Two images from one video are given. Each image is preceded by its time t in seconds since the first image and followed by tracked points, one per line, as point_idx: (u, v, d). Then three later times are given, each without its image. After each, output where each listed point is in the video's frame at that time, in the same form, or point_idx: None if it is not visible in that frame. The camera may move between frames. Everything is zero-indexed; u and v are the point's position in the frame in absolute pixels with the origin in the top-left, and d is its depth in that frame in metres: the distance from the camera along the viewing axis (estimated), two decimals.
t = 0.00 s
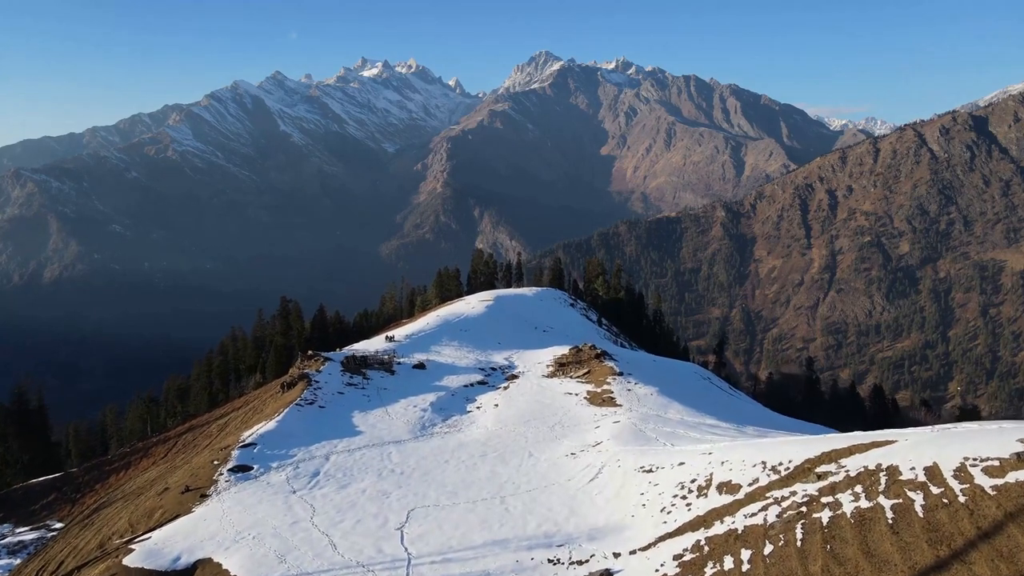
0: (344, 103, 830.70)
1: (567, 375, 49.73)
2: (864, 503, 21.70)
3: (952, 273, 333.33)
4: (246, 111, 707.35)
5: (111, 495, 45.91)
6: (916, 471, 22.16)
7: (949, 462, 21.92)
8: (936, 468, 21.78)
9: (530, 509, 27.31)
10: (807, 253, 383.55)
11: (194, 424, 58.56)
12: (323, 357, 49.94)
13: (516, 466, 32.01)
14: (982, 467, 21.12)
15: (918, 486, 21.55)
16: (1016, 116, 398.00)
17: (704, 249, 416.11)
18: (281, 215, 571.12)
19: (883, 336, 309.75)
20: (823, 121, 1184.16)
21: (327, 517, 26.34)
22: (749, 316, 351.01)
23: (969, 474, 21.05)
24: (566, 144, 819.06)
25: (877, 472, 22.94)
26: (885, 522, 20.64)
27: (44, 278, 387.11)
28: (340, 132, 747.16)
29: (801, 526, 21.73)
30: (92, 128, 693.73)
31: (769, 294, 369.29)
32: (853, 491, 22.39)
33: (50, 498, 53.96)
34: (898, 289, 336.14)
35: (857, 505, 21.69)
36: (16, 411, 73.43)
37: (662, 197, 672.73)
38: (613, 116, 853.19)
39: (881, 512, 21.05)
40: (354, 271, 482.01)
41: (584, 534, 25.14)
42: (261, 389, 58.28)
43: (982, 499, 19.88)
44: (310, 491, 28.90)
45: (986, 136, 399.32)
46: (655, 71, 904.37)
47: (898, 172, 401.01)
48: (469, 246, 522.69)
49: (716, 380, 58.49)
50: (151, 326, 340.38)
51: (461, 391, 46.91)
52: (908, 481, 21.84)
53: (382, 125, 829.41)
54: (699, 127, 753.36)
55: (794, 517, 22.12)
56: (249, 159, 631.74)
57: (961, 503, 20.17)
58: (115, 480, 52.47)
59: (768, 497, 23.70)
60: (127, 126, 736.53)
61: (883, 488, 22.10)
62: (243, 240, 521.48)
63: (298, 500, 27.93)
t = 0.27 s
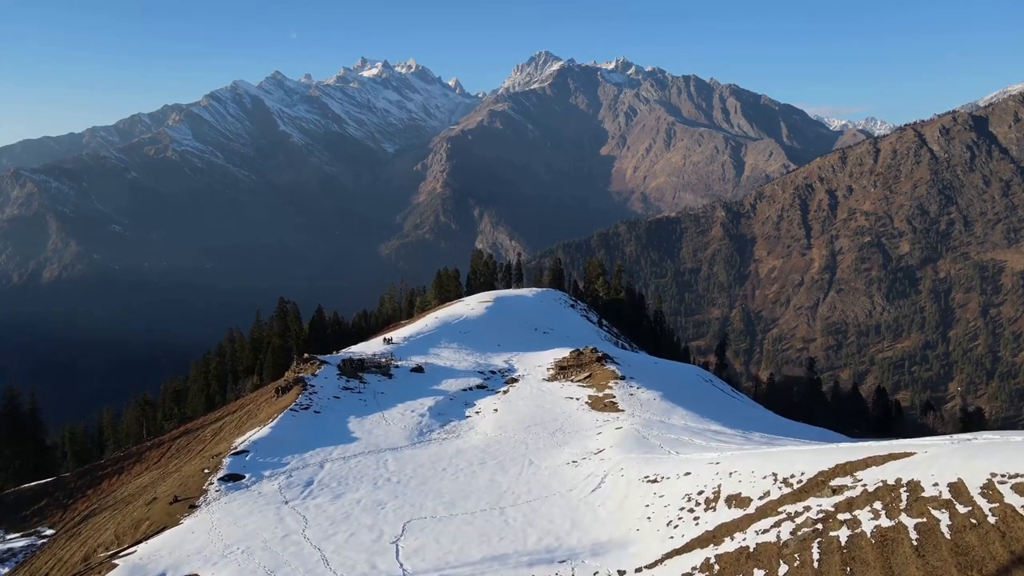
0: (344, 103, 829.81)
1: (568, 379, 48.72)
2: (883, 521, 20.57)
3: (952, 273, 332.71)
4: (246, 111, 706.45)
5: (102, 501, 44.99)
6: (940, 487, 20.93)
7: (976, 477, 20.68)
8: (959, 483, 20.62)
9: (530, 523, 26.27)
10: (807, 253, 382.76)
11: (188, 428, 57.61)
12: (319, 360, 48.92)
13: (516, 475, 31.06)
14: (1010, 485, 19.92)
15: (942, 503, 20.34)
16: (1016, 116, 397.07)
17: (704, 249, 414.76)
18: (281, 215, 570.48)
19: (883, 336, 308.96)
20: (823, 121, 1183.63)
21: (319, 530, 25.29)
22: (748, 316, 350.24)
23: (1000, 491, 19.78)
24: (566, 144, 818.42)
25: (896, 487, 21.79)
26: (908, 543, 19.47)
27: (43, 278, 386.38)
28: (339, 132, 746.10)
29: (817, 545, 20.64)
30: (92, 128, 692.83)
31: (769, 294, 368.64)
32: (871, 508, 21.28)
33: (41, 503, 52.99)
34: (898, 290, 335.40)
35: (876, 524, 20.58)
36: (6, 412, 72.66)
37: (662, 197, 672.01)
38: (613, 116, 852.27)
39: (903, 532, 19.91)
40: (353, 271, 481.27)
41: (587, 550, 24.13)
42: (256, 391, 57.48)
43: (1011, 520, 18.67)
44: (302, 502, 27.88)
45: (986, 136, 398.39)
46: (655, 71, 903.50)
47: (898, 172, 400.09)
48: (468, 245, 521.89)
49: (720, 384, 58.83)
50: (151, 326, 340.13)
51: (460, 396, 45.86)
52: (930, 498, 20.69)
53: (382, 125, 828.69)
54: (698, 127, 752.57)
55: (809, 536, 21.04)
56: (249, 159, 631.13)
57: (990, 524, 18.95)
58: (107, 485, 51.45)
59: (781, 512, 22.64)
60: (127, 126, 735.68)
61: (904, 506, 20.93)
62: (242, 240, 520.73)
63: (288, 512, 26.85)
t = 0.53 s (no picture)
0: (343, 103, 828.95)
1: (570, 383, 47.79)
2: (905, 540, 19.63)
3: (951, 273, 332.25)
4: (245, 111, 705.58)
5: (94, 508, 44.20)
6: (967, 505, 20.00)
7: (1002, 495, 19.76)
8: (987, 502, 19.71)
9: (530, 536, 25.46)
10: (807, 253, 381.92)
11: (183, 432, 56.93)
12: (315, 363, 48.01)
13: (516, 484, 30.22)
14: None
15: (969, 523, 19.41)
16: (1017, 116, 396.12)
17: (704, 249, 413.49)
18: (281, 215, 570.12)
19: (883, 337, 308.32)
20: (823, 121, 1184.59)
21: (313, 541, 24.51)
22: (748, 317, 349.27)
23: None
24: (566, 144, 817.59)
25: (919, 503, 20.85)
26: (932, 567, 18.57)
27: (43, 278, 385.29)
28: (339, 132, 745.01)
29: (835, 566, 19.76)
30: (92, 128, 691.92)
31: (769, 294, 368.10)
32: (893, 526, 20.34)
33: (32, 507, 52.07)
34: (898, 290, 334.68)
35: (897, 545, 19.63)
36: (2, 415, 73.75)
37: (662, 197, 671.35)
38: (613, 116, 851.32)
39: (929, 555, 18.97)
40: (353, 271, 480.79)
41: (590, 566, 23.31)
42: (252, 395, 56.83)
43: None
44: (295, 512, 26.94)
45: (986, 136, 397.51)
46: (655, 72, 902.83)
47: (898, 172, 399.29)
48: (468, 245, 521.21)
49: (722, 386, 59.85)
50: (151, 325, 339.87)
51: (458, 400, 44.86)
52: (956, 518, 19.72)
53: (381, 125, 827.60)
54: (698, 127, 751.78)
55: (826, 556, 20.15)
56: (248, 159, 630.62)
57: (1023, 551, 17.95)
58: (99, 491, 50.69)
59: (794, 529, 21.80)
60: (126, 126, 734.56)
61: (928, 525, 20.01)
62: (242, 240, 519.96)
63: (280, 523, 25.99)
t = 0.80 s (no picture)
0: (343, 103, 828.24)
1: (571, 387, 46.81)
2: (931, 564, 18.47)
3: (952, 274, 331.47)
4: (245, 111, 704.72)
5: (85, 515, 43.24)
6: (997, 526, 18.73)
7: None
8: (1017, 521, 18.55)
9: (531, 551, 24.48)
10: (807, 253, 381.03)
11: (177, 437, 56.00)
12: (311, 367, 47.08)
13: (516, 494, 29.26)
14: None
15: (1000, 544, 18.25)
16: (1017, 116, 395.11)
17: (704, 249, 412.55)
18: (281, 216, 569.52)
19: (884, 337, 307.48)
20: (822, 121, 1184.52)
21: (304, 557, 23.51)
22: (748, 317, 348.24)
23: None
24: (566, 145, 817.00)
25: (944, 523, 19.67)
26: None
27: (42, 278, 384.30)
28: (339, 133, 744.19)
29: None
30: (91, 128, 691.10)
31: (769, 294, 367.19)
32: (917, 548, 19.23)
33: (24, 513, 51.22)
34: (898, 290, 333.84)
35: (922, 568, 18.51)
36: None
37: (662, 198, 670.76)
38: (613, 116, 850.49)
39: None
40: (352, 271, 480.07)
41: None
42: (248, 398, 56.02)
43: None
44: (287, 525, 25.99)
45: (987, 136, 396.63)
46: (655, 72, 902.35)
47: (898, 173, 398.40)
48: (467, 245, 520.53)
49: (724, 388, 59.19)
50: (151, 325, 339.21)
51: (457, 405, 43.89)
52: (985, 540, 18.53)
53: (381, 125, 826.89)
54: (698, 127, 751.18)
55: None
56: (248, 159, 629.74)
57: None
58: (92, 497, 49.75)
59: (811, 548, 20.72)
60: (126, 127, 733.79)
61: (954, 546, 18.85)
62: (242, 240, 519.14)
63: (270, 536, 24.98)
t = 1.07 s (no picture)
0: (343, 103, 827.49)
1: (572, 392, 45.85)
2: None
3: (952, 274, 330.58)
4: (245, 111, 703.95)
5: (76, 522, 42.19)
6: None
7: None
8: None
9: (533, 568, 23.47)
10: (808, 253, 380.13)
11: (171, 441, 55.04)
12: (306, 371, 46.12)
13: (517, 505, 28.29)
14: None
15: None
16: (1017, 116, 394.12)
17: (704, 249, 411.57)
18: (280, 216, 568.74)
19: (885, 337, 306.49)
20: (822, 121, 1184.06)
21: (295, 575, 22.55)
22: (748, 317, 347.02)
23: None
24: (566, 145, 816.61)
25: (973, 545, 18.68)
26: None
27: (42, 278, 383.10)
28: (339, 133, 743.35)
29: None
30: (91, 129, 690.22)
31: (769, 295, 366.09)
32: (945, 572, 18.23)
33: (14, 519, 50.28)
34: (898, 290, 333.05)
35: None
36: None
37: (662, 198, 670.06)
38: (613, 116, 849.75)
39: None
40: (352, 271, 479.41)
41: None
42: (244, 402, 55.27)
43: None
44: (278, 538, 25.02)
45: (987, 136, 395.67)
46: (655, 72, 901.95)
47: (899, 173, 397.51)
48: (467, 245, 519.82)
49: (727, 393, 58.26)
50: (151, 325, 338.29)
51: (456, 410, 42.94)
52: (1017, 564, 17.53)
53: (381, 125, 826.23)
54: (698, 127, 750.58)
55: None
56: (248, 159, 628.87)
57: None
58: (83, 503, 48.78)
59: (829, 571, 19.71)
60: (126, 127, 732.88)
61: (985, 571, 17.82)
62: (241, 240, 518.19)
63: (261, 552, 24.02)
